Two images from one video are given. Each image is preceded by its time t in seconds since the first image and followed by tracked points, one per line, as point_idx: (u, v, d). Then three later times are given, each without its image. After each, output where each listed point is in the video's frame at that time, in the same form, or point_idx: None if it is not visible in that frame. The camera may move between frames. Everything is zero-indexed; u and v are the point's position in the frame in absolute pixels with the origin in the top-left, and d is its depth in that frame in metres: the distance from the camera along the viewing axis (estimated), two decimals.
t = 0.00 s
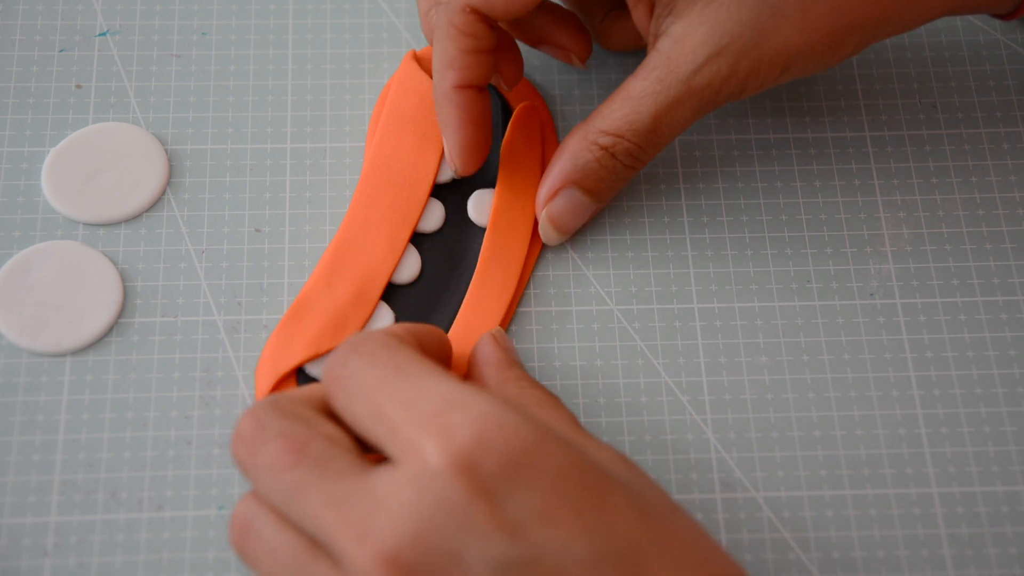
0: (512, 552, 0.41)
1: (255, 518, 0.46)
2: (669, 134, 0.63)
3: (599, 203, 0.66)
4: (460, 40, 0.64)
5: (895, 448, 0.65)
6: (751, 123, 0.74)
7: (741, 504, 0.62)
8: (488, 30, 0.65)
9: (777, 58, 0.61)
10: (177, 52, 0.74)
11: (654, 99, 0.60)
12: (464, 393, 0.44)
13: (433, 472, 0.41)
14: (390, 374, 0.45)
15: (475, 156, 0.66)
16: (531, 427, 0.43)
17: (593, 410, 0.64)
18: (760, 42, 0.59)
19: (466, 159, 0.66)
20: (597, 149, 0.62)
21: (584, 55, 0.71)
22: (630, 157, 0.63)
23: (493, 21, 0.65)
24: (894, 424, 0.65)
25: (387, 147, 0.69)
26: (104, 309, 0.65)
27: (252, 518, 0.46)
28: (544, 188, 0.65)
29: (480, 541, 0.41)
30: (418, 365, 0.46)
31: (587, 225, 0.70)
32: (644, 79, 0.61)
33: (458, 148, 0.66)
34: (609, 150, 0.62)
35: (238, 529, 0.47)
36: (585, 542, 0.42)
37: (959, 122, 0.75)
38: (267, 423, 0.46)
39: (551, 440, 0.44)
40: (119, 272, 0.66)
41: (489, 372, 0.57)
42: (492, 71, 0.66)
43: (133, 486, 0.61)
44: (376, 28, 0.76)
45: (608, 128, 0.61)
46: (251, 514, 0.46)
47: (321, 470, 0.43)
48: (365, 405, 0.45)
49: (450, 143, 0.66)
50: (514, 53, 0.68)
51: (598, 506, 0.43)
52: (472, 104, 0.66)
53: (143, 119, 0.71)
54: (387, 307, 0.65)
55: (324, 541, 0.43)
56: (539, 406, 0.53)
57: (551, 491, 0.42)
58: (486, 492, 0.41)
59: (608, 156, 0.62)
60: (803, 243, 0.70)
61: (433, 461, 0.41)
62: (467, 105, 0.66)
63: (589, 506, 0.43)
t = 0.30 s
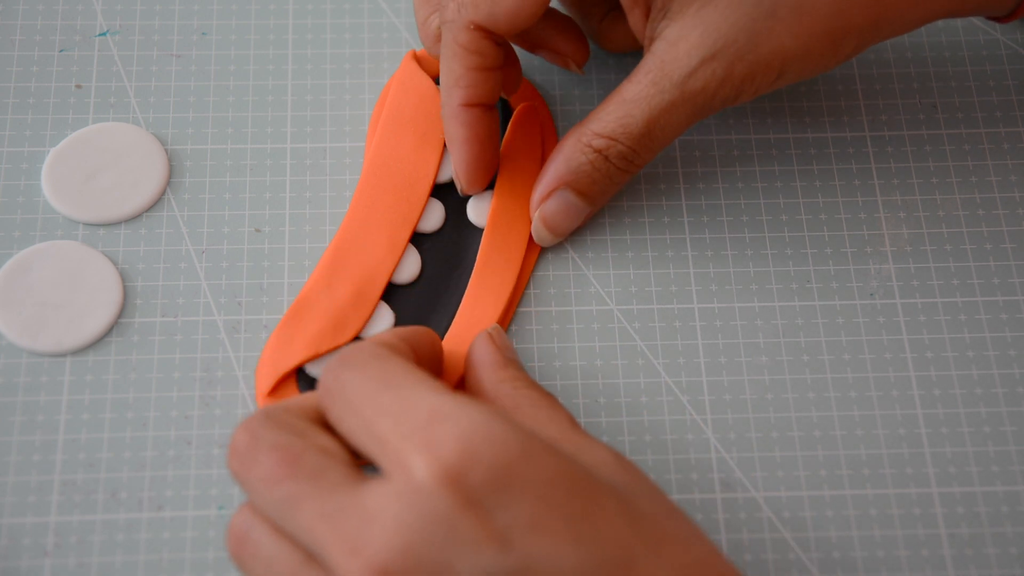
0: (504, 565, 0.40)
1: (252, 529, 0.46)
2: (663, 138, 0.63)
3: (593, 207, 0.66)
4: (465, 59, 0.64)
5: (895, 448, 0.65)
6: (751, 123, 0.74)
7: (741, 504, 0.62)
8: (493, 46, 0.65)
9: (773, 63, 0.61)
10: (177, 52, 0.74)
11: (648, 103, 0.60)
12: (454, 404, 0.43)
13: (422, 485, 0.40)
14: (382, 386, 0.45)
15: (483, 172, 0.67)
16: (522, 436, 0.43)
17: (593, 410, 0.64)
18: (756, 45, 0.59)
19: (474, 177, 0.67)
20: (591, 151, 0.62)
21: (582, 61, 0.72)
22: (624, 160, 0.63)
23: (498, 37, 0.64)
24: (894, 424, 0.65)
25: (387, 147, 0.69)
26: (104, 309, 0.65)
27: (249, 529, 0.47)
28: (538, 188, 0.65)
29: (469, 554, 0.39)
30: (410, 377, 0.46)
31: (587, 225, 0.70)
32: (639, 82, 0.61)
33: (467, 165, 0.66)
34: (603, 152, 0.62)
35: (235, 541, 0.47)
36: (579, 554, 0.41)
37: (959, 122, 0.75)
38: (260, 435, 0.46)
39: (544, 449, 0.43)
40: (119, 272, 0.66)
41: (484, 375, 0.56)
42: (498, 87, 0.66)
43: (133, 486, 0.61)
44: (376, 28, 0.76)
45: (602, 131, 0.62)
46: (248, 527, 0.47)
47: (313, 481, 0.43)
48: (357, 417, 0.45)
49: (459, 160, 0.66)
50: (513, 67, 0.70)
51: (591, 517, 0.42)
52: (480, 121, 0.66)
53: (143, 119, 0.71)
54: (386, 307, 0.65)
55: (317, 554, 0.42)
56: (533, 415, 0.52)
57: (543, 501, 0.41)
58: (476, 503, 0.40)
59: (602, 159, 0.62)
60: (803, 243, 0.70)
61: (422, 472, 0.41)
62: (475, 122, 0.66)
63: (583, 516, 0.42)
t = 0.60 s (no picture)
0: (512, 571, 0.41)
1: (259, 527, 0.47)
2: (667, 144, 0.63)
3: (595, 210, 0.66)
4: (467, 64, 0.64)
5: (895, 448, 0.65)
6: (752, 123, 0.74)
7: (741, 504, 0.62)
8: (496, 52, 0.64)
9: (779, 69, 0.60)
10: (177, 52, 0.74)
11: (653, 106, 0.60)
12: (463, 408, 0.43)
13: (433, 494, 0.41)
14: (391, 392, 0.45)
15: (479, 176, 0.67)
16: (533, 444, 0.42)
17: (593, 410, 0.64)
18: (762, 49, 0.59)
19: (469, 182, 0.67)
20: (595, 155, 0.62)
21: (587, 66, 0.72)
22: (628, 165, 0.62)
23: (502, 43, 0.64)
24: (894, 424, 0.65)
25: (387, 147, 0.69)
26: (104, 309, 0.65)
27: (256, 527, 0.47)
28: (540, 189, 0.65)
29: (478, 561, 0.40)
30: (417, 381, 0.45)
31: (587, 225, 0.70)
32: (644, 86, 0.61)
33: (463, 170, 0.66)
34: (607, 156, 0.62)
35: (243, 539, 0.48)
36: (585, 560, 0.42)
37: (959, 122, 0.75)
38: (267, 437, 0.46)
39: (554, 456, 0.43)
40: (119, 272, 0.66)
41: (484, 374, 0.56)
42: (500, 93, 0.66)
43: (133, 486, 0.61)
44: (376, 28, 0.76)
45: (607, 135, 0.61)
46: (255, 525, 0.47)
47: (322, 486, 0.43)
48: (365, 422, 0.45)
49: (456, 164, 0.66)
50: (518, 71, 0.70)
51: (599, 524, 0.43)
52: (478, 126, 0.65)
53: (143, 119, 0.71)
54: (386, 307, 0.65)
55: (326, 557, 0.43)
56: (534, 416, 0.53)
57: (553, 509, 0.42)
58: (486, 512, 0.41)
59: (605, 163, 0.62)
60: (803, 243, 0.70)
61: (431, 482, 0.41)
62: (474, 127, 0.65)
63: (591, 525, 0.42)
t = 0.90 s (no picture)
0: None
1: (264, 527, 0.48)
2: (668, 141, 0.64)
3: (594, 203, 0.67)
4: (491, 59, 0.64)
5: (895, 448, 0.65)
6: (751, 123, 0.74)
7: (741, 504, 0.62)
8: (518, 46, 0.64)
9: (782, 76, 0.62)
10: (177, 52, 0.74)
11: (660, 107, 0.61)
12: (472, 415, 0.43)
13: (441, 502, 0.41)
14: (396, 398, 0.45)
15: (498, 166, 0.68)
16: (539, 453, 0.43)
17: (593, 410, 0.64)
18: (769, 59, 0.60)
19: (489, 172, 0.68)
20: (599, 150, 0.63)
21: (590, 54, 0.71)
22: (629, 160, 0.64)
23: (523, 36, 0.63)
24: (894, 424, 0.66)
25: (387, 147, 0.69)
26: (104, 309, 0.65)
27: (261, 526, 0.48)
28: (541, 184, 0.65)
29: (483, 568, 0.41)
30: (423, 386, 0.45)
31: (587, 225, 0.70)
32: (650, 85, 0.61)
33: (482, 162, 0.67)
34: (610, 152, 0.63)
35: (246, 538, 0.48)
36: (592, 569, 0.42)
37: (959, 122, 0.75)
38: (272, 441, 0.46)
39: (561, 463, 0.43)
40: (119, 272, 0.66)
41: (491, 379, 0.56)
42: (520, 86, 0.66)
43: (133, 486, 0.61)
44: (376, 28, 0.76)
45: (612, 131, 0.62)
46: (260, 525, 0.48)
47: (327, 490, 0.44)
48: (371, 426, 0.45)
49: (475, 157, 0.67)
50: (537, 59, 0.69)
51: (605, 533, 0.43)
52: (500, 120, 0.66)
53: (143, 118, 0.71)
54: (387, 307, 0.65)
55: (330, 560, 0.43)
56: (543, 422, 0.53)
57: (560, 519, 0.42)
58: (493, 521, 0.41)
59: (608, 157, 0.63)
60: (803, 243, 0.70)
61: (440, 495, 0.41)
62: (497, 121, 0.66)
63: (598, 533, 0.43)
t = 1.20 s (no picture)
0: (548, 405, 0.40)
1: (276, 361, 0.44)
2: (666, 135, 0.64)
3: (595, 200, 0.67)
4: (485, 42, 0.64)
5: (895, 448, 0.65)
6: (751, 123, 0.74)
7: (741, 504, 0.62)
8: (512, 29, 0.65)
9: (777, 72, 0.63)
10: (177, 52, 0.74)
11: (657, 101, 0.62)
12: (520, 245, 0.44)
13: (483, 313, 0.41)
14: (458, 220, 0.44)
15: (504, 154, 0.68)
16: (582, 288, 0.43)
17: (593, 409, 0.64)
18: (764, 56, 0.61)
19: (493, 158, 0.67)
20: (597, 144, 0.63)
21: (587, 53, 0.73)
22: (628, 155, 0.64)
23: (517, 19, 0.64)
24: (894, 424, 0.65)
25: (388, 147, 0.69)
26: (104, 309, 0.65)
27: (272, 361, 0.44)
28: (542, 183, 0.65)
29: (517, 390, 0.40)
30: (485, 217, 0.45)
31: (587, 225, 0.70)
32: (647, 80, 0.62)
33: (485, 148, 0.67)
34: (609, 146, 0.63)
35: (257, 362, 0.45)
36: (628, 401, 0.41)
37: (959, 122, 0.75)
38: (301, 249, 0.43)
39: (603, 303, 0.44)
40: (119, 272, 0.66)
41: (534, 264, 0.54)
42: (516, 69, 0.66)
43: (133, 486, 0.61)
44: (376, 28, 0.76)
45: (610, 125, 0.62)
46: (275, 350, 0.44)
47: (362, 309, 0.42)
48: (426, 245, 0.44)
49: (478, 143, 0.67)
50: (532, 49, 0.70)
51: (645, 373, 0.42)
52: (500, 103, 0.66)
53: (143, 118, 0.71)
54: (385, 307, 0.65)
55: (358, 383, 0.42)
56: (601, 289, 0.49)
57: (599, 347, 0.42)
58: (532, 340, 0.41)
59: (608, 152, 0.63)
60: (803, 244, 0.70)
61: (481, 307, 0.41)
62: (497, 104, 0.66)
63: (638, 368, 0.42)
